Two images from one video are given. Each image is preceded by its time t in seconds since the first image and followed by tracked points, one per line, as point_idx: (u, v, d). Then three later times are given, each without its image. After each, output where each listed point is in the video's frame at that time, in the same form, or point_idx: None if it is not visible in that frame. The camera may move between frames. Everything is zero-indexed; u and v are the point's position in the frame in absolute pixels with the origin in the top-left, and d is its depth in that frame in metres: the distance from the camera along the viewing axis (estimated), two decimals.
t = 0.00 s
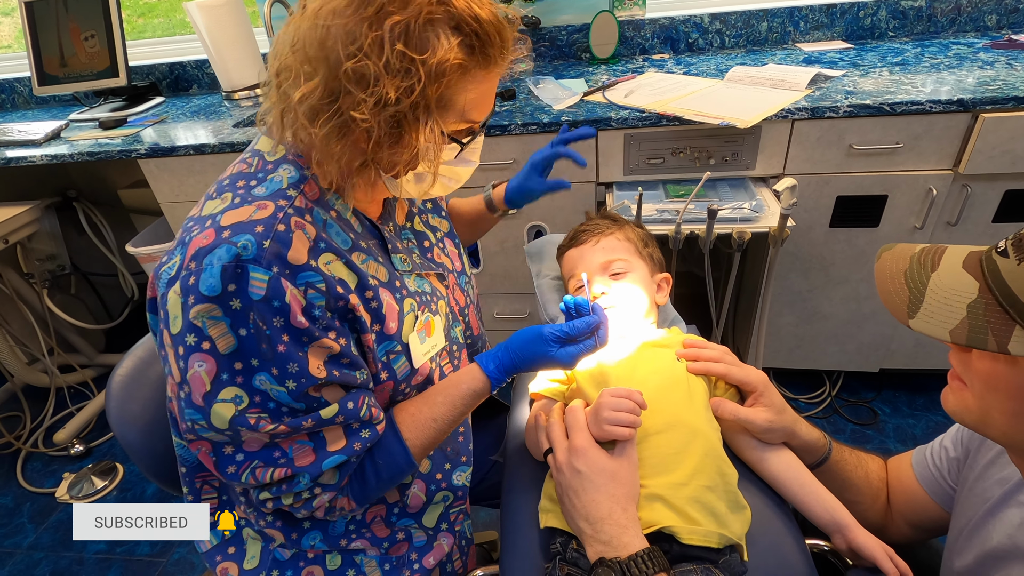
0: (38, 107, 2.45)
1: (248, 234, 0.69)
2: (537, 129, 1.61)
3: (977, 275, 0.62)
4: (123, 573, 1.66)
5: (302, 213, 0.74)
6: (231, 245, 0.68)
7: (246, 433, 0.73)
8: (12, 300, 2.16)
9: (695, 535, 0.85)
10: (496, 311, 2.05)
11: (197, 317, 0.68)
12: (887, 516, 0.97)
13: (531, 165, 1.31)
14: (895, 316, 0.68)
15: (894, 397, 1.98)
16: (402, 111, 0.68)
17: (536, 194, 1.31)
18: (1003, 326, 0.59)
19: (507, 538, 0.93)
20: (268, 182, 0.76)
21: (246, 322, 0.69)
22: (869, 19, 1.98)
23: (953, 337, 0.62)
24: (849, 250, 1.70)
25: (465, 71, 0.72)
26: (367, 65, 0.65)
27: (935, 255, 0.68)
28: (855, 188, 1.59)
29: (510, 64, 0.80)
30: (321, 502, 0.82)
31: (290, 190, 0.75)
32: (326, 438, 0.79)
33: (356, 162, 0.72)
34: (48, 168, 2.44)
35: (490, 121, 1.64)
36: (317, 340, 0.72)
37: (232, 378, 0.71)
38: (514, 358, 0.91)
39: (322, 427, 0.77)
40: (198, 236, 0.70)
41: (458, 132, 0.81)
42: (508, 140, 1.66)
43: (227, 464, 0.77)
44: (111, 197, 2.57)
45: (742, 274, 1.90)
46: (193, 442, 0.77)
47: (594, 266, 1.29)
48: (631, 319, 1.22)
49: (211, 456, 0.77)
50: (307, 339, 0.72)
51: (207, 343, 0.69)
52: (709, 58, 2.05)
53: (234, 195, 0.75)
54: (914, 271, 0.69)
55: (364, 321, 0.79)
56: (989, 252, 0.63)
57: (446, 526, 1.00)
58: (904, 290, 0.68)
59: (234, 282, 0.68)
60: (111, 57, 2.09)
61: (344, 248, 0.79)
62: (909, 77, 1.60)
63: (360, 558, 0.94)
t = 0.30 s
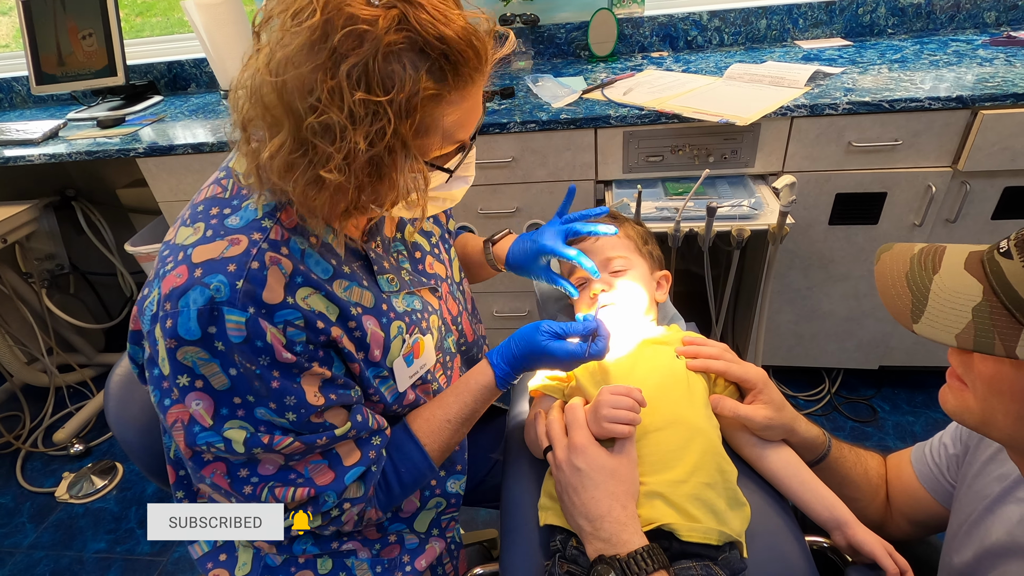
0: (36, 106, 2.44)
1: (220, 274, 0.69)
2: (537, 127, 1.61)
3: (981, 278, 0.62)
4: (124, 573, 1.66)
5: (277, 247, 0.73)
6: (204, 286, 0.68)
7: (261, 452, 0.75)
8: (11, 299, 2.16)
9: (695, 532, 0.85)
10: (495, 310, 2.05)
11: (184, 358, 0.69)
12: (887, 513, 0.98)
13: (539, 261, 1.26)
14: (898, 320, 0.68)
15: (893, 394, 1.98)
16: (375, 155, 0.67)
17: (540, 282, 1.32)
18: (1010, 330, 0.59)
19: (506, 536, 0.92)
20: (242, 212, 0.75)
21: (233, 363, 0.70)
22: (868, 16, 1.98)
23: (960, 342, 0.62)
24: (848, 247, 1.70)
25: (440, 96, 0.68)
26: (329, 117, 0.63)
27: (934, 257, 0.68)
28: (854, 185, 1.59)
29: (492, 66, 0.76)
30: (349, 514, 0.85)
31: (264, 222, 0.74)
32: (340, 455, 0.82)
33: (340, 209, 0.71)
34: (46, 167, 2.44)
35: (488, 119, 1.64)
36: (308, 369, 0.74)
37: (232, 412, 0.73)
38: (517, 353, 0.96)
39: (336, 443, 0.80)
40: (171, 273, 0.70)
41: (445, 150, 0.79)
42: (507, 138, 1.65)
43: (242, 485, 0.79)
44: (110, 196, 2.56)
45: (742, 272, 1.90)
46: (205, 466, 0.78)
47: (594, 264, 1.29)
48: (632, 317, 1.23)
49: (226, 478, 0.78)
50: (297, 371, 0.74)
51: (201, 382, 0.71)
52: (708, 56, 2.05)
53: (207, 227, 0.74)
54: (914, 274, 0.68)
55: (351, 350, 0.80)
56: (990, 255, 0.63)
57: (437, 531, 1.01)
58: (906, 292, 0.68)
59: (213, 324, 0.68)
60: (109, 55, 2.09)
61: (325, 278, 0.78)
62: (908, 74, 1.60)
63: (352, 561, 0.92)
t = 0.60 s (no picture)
0: (35, 105, 2.44)
1: (217, 296, 0.69)
2: (536, 126, 1.61)
3: (984, 280, 0.62)
4: (124, 572, 1.67)
5: (275, 266, 0.73)
6: (202, 310, 0.68)
7: (280, 463, 0.75)
8: (11, 299, 2.16)
9: (694, 530, 0.85)
10: (495, 309, 2.05)
11: (188, 378, 0.70)
12: (886, 511, 0.98)
13: (553, 279, 1.26)
14: (901, 323, 0.68)
15: (893, 393, 1.98)
16: (377, 182, 0.66)
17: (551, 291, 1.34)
18: (1014, 333, 0.59)
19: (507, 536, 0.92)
20: (238, 228, 0.74)
21: (237, 385, 0.70)
22: (868, 15, 1.98)
23: (964, 345, 0.62)
24: (848, 245, 1.70)
25: (442, 116, 0.67)
26: (328, 147, 0.62)
27: (935, 258, 0.68)
28: (854, 184, 1.59)
29: (495, 77, 0.74)
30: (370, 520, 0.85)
31: (261, 239, 0.73)
32: (356, 462, 0.83)
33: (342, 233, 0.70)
34: (46, 167, 2.43)
35: (488, 118, 1.64)
36: (313, 386, 0.75)
37: (242, 429, 0.73)
38: (527, 350, 1.00)
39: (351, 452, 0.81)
40: (167, 294, 0.70)
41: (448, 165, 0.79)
42: (507, 137, 1.65)
43: (259, 498, 0.78)
44: (109, 196, 2.56)
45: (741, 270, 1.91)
46: (221, 481, 0.76)
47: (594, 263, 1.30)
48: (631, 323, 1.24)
49: (241, 492, 0.77)
50: (303, 388, 0.74)
51: (208, 400, 0.71)
52: (707, 54, 2.05)
53: (202, 244, 0.73)
54: (916, 275, 0.69)
55: (354, 365, 0.81)
56: (993, 256, 0.63)
57: (439, 534, 1.01)
58: (908, 294, 0.68)
59: (213, 347, 0.68)
60: (108, 55, 2.09)
61: (324, 294, 0.77)
62: (908, 73, 1.60)
63: (353, 563, 0.92)
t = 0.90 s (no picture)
0: (38, 105, 2.44)
1: (226, 298, 0.69)
2: (538, 127, 1.61)
3: (987, 284, 0.62)
4: (124, 571, 1.67)
5: (284, 268, 0.72)
6: (211, 312, 0.68)
7: (292, 461, 0.75)
8: (12, 298, 2.16)
9: (694, 532, 0.85)
10: (496, 309, 2.05)
11: (198, 380, 0.70)
12: (887, 514, 0.98)
13: (559, 277, 1.26)
14: (905, 329, 0.67)
15: (894, 395, 1.98)
16: (371, 202, 0.66)
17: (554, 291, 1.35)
18: (1018, 338, 0.58)
19: (509, 537, 0.92)
20: (245, 231, 0.74)
21: (246, 388, 0.70)
22: (869, 17, 1.98)
23: (967, 350, 0.61)
24: (849, 247, 1.70)
25: (436, 131, 0.66)
26: (320, 172, 0.62)
27: (938, 262, 0.69)
28: (855, 186, 1.59)
29: (493, 86, 0.72)
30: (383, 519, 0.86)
31: (268, 242, 0.73)
32: (368, 461, 0.83)
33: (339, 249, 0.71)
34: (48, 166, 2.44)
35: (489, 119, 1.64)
36: (323, 386, 0.75)
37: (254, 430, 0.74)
38: (544, 348, 1.04)
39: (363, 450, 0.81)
40: (175, 296, 0.70)
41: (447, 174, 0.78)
42: (508, 138, 1.65)
43: (273, 497, 0.78)
44: (111, 195, 2.56)
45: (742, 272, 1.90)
46: (235, 480, 0.77)
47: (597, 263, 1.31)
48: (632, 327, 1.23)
49: (256, 491, 0.78)
50: (313, 388, 0.74)
51: (219, 401, 0.71)
52: (709, 56, 2.05)
53: (209, 247, 0.73)
54: (919, 279, 0.69)
55: (363, 367, 0.80)
56: (996, 260, 0.63)
57: (443, 535, 1.01)
58: (910, 298, 0.68)
59: (222, 350, 0.68)
60: (111, 55, 2.10)
61: (333, 295, 0.77)
62: (910, 75, 1.60)
63: (355, 564, 0.91)
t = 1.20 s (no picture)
0: (40, 104, 2.45)
1: (232, 300, 0.69)
2: (539, 127, 1.61)
3: (989, 285, 0.62)
4: (125, 570, 1.67)
5: (290, 269, 0.72)
6: (217, 313, 0.68)
7: (297, 462, 0.76)
8: (14, 297, 2.16)
9: (696, 532, 0.85)
10: (497, 309, 2.05)
11: (204, 381, 0.70)
12: (889, 514, 0.98)
13: (563, 275, 1.25)
14: (907, 330, 0.67)
15: (896, 395, 1.98)
16: (387, 213, 0.66)
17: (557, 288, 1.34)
18: (1020, 339, 0.58)
19: (511, 536, 0.92)
20: (251, 232, 0.74)
21: (253, 389, 0.70)
22: (872, 16, 1.98)
23: (969, 351, 0.61)
24: (851, 247, 1.70)
25: (450, 141, 0.66)
26: (335, 186, 0.63)
27: (940, 262, 0.68)
28: (858, 186, 1.58)
29: (504, 92, 0.72)
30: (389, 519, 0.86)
31: (274, 243, 0.73)
32: (373, 461, 0.83)
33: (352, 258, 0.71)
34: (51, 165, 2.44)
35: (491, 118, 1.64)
36: (329, 388, 0.75)
37: (259, 431, 0.74)
38: (553, 351, 1.05)
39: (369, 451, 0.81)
40: (181, 296, 0.70)
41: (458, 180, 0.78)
42: (510, 138, 1.65)
43: (278, 497, 0.78)
44: (113, 194, 2.57)
45: (744, 272, 1.90)
46: (241, 479, 0.77)
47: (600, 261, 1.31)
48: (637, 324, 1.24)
49: (261, 490, 0.78)
50: (318, 390, 0.74)
51: (225, 401, 0.72)
52: (711, 55, 2.05)
53: (215, 248, 0.73)
54: (921, 279, 0.69)
55: (369, 368, 0.80)
56: (999, 260, 0.63)
57: (445, 535, 1.01)
58: (913, 298, 0.68)
59: (228, 351, 0.68)
60: (113, 54, 2.10)
61: (339, 296, 0.77)
62: (913, 75, 1.60)
63: (357, 563, 0.91)
